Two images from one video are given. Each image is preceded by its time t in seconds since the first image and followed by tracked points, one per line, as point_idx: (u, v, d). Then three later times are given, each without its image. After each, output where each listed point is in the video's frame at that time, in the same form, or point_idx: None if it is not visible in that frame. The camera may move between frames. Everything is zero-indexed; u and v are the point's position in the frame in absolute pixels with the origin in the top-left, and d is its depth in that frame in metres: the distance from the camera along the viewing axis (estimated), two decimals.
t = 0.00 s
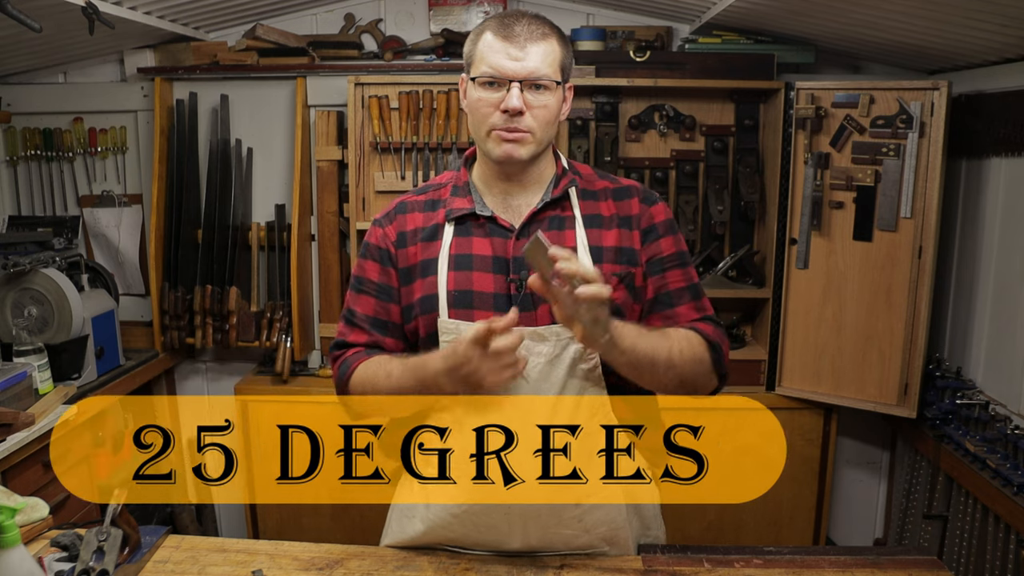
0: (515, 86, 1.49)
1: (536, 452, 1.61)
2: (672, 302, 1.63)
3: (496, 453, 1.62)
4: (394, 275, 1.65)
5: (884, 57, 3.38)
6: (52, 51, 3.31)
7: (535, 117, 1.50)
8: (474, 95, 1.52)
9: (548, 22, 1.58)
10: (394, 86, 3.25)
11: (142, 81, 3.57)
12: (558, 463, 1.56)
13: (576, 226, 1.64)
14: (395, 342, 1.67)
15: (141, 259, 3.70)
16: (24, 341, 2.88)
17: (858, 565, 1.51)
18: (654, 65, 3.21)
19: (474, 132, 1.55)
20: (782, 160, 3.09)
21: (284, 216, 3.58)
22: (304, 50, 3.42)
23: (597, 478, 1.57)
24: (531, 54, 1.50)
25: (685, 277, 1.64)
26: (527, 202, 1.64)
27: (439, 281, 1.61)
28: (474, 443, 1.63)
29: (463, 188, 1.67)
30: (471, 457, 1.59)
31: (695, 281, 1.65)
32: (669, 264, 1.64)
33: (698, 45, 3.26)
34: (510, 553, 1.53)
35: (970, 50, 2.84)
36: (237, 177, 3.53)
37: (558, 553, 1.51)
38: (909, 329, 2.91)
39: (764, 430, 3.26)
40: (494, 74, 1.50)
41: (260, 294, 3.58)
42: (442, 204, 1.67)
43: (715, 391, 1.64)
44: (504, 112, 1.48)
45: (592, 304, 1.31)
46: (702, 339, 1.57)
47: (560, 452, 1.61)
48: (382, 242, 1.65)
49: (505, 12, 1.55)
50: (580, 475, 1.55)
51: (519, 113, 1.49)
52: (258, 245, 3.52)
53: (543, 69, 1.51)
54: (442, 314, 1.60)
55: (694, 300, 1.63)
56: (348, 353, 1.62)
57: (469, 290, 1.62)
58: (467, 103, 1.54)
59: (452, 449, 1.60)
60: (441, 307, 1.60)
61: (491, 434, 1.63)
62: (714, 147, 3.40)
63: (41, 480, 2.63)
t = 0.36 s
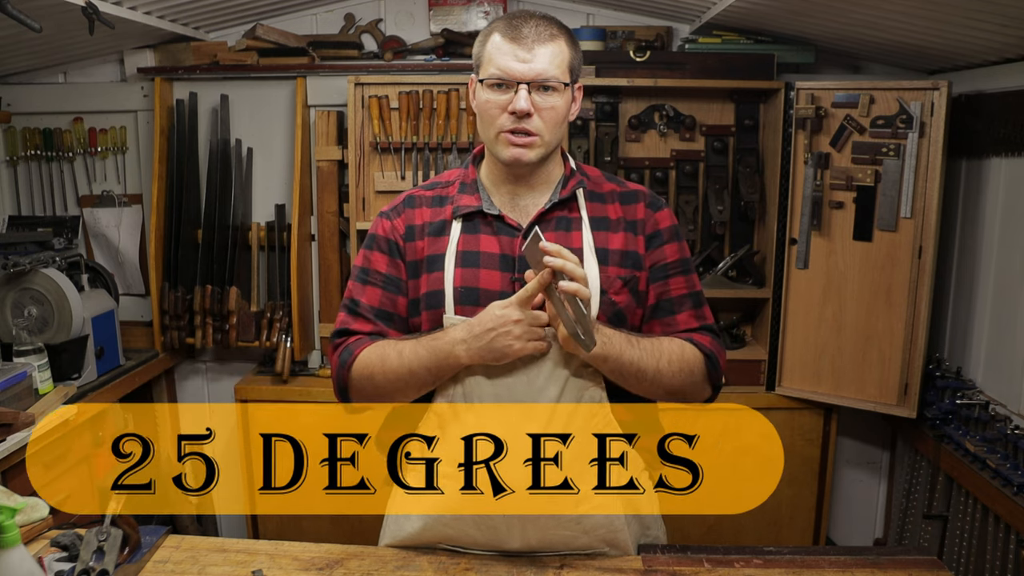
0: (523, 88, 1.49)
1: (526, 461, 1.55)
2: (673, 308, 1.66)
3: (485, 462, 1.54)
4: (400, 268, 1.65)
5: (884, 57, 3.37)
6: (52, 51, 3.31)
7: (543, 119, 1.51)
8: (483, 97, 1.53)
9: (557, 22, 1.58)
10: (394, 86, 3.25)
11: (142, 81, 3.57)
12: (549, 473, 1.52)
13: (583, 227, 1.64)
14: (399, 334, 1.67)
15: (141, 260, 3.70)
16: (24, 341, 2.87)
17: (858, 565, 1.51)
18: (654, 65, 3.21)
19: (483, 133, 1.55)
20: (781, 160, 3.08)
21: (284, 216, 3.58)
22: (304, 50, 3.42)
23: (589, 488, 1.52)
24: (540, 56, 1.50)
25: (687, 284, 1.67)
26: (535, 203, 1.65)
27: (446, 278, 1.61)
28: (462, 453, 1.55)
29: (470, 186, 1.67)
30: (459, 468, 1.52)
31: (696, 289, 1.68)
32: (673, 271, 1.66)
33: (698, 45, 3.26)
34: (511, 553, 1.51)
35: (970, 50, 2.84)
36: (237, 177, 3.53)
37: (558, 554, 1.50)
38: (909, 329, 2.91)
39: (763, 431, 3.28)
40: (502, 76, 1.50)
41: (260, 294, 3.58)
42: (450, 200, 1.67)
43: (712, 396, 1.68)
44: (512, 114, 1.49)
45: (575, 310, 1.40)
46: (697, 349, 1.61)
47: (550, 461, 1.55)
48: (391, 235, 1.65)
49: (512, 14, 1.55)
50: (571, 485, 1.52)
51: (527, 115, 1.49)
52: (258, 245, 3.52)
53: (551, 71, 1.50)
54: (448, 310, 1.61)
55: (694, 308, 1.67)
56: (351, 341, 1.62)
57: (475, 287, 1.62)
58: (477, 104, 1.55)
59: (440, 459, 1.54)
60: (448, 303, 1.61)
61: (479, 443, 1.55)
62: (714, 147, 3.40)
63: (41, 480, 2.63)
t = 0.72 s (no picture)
0: (524, 88, 1.49)
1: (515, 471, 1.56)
2: (674, 309, 1.66)
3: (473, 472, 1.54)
4: (401, 268, 1.65)
5: (884, 57, 3.37)
6: (52, 51, 3.31)
7: (544, 119, 1.50)
8: (484, 97, 1.53)
9: (558, 22, 1.58)
10: (394, 86, 3.25)
11: (142, 81, 3.57)
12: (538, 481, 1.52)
13: (584, 228, 1.63)
14: (400, 334, 1.67)
15: (141, 260, 3.70)
16: (24, 341, 2.87)
17: (858, 565, 1.51)
18: (654, 65, 3.21)
19: (484, 133, 1.55)
20: (781, 161, 3.09)
21: (284, 216, 3.58)
22: (304, 50, 3.42)
23: (580, 499, 1.51)
24: (541, 55, 1.50)
25: (688, 285, 1.67)
26: (536, 203, 1.64)
27: (447, 277, 1.61)
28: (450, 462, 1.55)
29: (471, 186, 1.67)
30: (447, 476, 1.52)
31: (696, 290, 1.68)
32: (674, 272, 1.66)
33: (698, 45, 3.26)
34: (511, 553, 1.51)
35: (970, 50, 2.84)
36: (237, 177, 3.53)
37: (558, 554, 1.50)
38: (909, 329, 2.91)
39: (764, 430, 3.28)
40: (503, 76, 1.50)
41: (260, 294, 3.58)
42: (451, 200, 1.67)
43: (711, 399, 1.68)
44: (513, 115, 1.49)
45: (577, 316, 1.39)
46: (698, 351, 1.61)
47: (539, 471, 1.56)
48: (391, 235, 1.65)
49: (513, 14, 1.55)
50: (562, 496, 1.51)
51: (529, 115, 1.49)
52: (258, 245, 3.53)
53: (552, 70, 1.50)
54: (449, 310, 1.61)
55: (694, 310, 1.67)
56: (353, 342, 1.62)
57: (476, 287, 1.62)
58: (478, 104, 1.55)
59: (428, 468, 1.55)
60: (449, 303, 1.61)
61: (467, 453, 1.56)
62: (714, 147, 3.40)
63: (41, 480, 2.63)
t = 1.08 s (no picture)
0: (520, 91, 1.49)
1: (503, 481, 1.59)
2: (672, 307, 1.66)
3: (461, 483, 1.57)
4: (402, 270, 1.65)
5: (884, 57, 3.37)
6: (52, 51, 3.31)
7: (542, 122, 1.51)
8: (480, 100, 1.53)
9: (553, 22, 1.57)
10: (394, 86, 3.25)
11: (142, 81, 3.57)
12: (527, 493, 1.55)
13: (582, 228, 1.64)
14: (401, 336, 1.67)
15: (141, 259, 3.70)
16: (24, 341, 2.88)
17: (858, 565, 1.51)
18: (654, 66, 3.21)
19: (482, 137, 1.56)
20: (781, 160, 3.08)
21: (284, 216, 3.58)
22: (304, 50, 3.42)
23: (571, 510, 1.53)
24: (537, 58, 1.50)
25: (687, 284, 1.67)
26: (535, 204, 1.65)
27: (447, 278, 1.61)
28: (438, 472, 1.57)
29: (470, 187, 1.67)
30: (434, 488, 1.54)
31: (696, 289, 1.68)
32: (672, 271, 1.66)
33: (698, 45, 3.26)
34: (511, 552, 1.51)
35: (970, 50, 2.84)
36: (237, 177, 3.53)
37: (557, 554, 1.50)
38: (909, 329, 2.91)
39: (766, 430, 3.28)
40: (499, 79, 1.50)
41: (260, 294, 3.59)
42: (451, 201, 1.67)
43: (712, 398, 1.68)
44: (511, 118, 1.49)
45: (578, 306, 1.40)
46: (697, 349, 1.61)
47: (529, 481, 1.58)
48: (391, 237, 1.64)
49: (509, 15, 1.55)
50: (552, 507, 1.54)
51: (525, 118, 1.49)
52: (258, 245, 3.52)
53: (549, 72, 1.50)
54: (449, 311, 1.61)
55: (694, 308, 1.66)
56: (355, 345, 1.62)
57: (476, 288, 1.62)
58: (475, 108, 1.55)
59: (415, 480, 1.57)
60: (448, 304, 1.61)
61: (455, 461, 1.57)
62: (714, 147, 3.40)
63: (41, 480, 2.63)
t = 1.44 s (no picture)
0: (521, 90, 1.49)
1: (492, 492, 1.60)
2: (673, 308, 1.66)
3: (447, 493, 1.57)
4: (402, 270, 1.65)
5: (884, 57, 3.37)
6: (52, 51, 3.31)
7: (543, 120, 1.50)
8: (480, 99, 1.53)
9: (553, 21, 1.57)
10: (394, 86, 3.25)
11: (142, 81, 3.57)
12: (516, 506, 1.57)
13: (583, 228, 1.64)
14: (400, 336, 1.67)
15: (141, 259, 3.70)
16: (24, 341, 2.88)
17: (858, 565, 1.51)
18: (654, 66, 3.21)
19: (483, 136, 1.56)
20: (781, 160, 3.08)
21: (284, 216, 3.58)
22: (304, 50, 3.42)
23: (561, 524, 1.55)
24: (537, 56, 1.50)
25: (687, 284, 1.67)
26: (535, 204, 1.65)
27: (447, 279, 1.61)
28: (423, 484, 1.57)
29: (470, 187, 1.67)
30: (419, 500, 1.55)
31: (697, 290, 1.68)
32: (673, 272, 1.66)
33: (698, 45, 3.26)
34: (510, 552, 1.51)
35: (970, 49, 2.84)
36: (237, 177, 3.53)
37: (557, 554, 1.48)
38: (909, 329, 2.91)
39: (765, 430, 3.28)
40: (499, 78, 1.50)
41: (260, 294, 3.59)
42: (451, 201, 1.67)
43: (711, 398, 1.67)
44: (511, 116, 1.49)
45: (578, 313, 1.40)
46: (695, 350, 1.61)
47: (518, 491, 1.60)
48: (391, 237, 1.64)
49: (508, 15, 1.55)
50: (541, 519, 1.56)
51: (526, 116, 1.49)
52: (258, 245, 3.53)
53: (549, 70, 1.50)
54: (449, 311, 1.61)
55: (694, 309, 1.66)
56: (354, 344, 1.62)
57: (476, 288, 1.62)
58: (475, 107, 1.55)
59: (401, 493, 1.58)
60: (448, 304, 1.61)
61: (442, 473, 1.58)
62: (714, 147, 3.40)
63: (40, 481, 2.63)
